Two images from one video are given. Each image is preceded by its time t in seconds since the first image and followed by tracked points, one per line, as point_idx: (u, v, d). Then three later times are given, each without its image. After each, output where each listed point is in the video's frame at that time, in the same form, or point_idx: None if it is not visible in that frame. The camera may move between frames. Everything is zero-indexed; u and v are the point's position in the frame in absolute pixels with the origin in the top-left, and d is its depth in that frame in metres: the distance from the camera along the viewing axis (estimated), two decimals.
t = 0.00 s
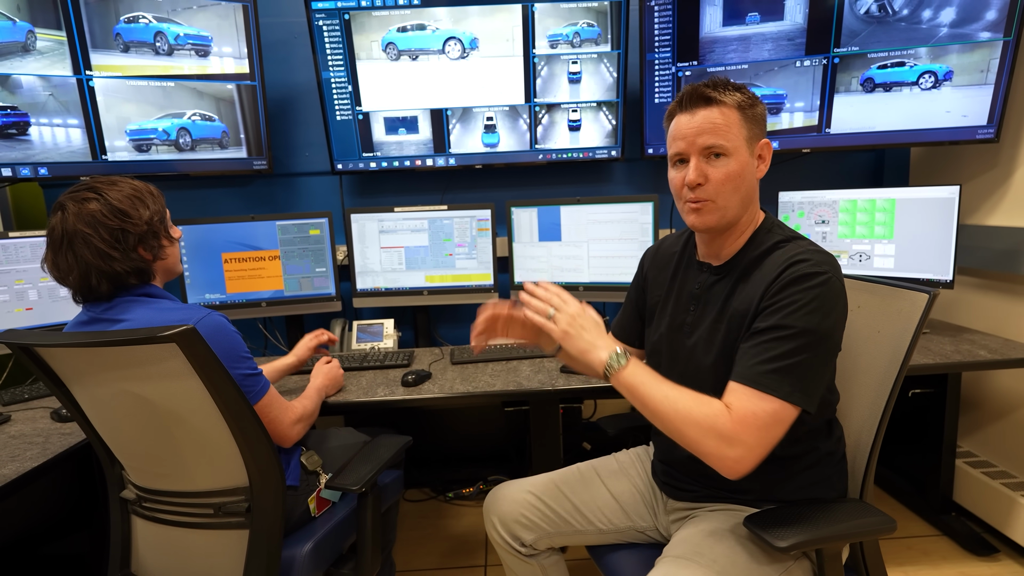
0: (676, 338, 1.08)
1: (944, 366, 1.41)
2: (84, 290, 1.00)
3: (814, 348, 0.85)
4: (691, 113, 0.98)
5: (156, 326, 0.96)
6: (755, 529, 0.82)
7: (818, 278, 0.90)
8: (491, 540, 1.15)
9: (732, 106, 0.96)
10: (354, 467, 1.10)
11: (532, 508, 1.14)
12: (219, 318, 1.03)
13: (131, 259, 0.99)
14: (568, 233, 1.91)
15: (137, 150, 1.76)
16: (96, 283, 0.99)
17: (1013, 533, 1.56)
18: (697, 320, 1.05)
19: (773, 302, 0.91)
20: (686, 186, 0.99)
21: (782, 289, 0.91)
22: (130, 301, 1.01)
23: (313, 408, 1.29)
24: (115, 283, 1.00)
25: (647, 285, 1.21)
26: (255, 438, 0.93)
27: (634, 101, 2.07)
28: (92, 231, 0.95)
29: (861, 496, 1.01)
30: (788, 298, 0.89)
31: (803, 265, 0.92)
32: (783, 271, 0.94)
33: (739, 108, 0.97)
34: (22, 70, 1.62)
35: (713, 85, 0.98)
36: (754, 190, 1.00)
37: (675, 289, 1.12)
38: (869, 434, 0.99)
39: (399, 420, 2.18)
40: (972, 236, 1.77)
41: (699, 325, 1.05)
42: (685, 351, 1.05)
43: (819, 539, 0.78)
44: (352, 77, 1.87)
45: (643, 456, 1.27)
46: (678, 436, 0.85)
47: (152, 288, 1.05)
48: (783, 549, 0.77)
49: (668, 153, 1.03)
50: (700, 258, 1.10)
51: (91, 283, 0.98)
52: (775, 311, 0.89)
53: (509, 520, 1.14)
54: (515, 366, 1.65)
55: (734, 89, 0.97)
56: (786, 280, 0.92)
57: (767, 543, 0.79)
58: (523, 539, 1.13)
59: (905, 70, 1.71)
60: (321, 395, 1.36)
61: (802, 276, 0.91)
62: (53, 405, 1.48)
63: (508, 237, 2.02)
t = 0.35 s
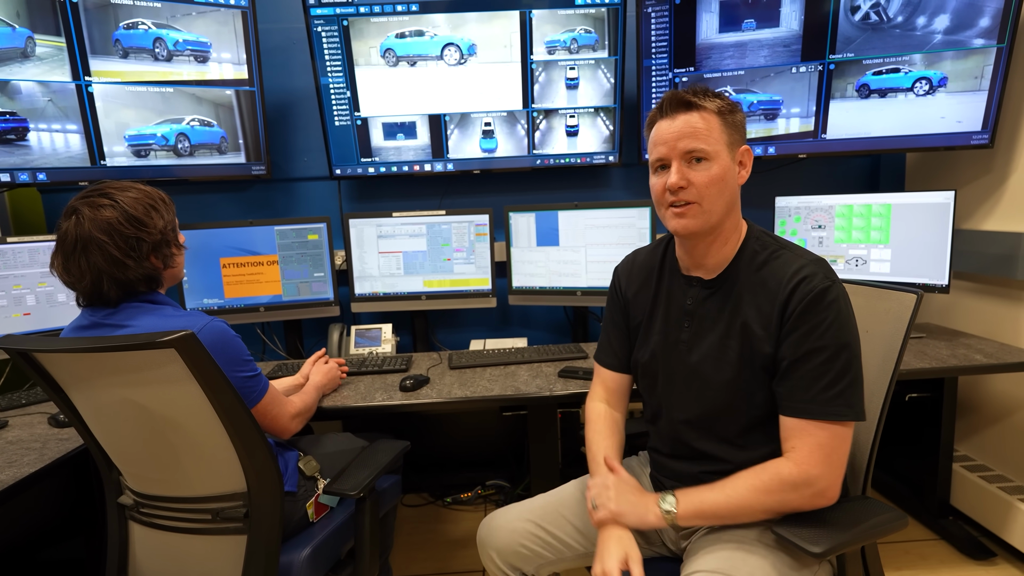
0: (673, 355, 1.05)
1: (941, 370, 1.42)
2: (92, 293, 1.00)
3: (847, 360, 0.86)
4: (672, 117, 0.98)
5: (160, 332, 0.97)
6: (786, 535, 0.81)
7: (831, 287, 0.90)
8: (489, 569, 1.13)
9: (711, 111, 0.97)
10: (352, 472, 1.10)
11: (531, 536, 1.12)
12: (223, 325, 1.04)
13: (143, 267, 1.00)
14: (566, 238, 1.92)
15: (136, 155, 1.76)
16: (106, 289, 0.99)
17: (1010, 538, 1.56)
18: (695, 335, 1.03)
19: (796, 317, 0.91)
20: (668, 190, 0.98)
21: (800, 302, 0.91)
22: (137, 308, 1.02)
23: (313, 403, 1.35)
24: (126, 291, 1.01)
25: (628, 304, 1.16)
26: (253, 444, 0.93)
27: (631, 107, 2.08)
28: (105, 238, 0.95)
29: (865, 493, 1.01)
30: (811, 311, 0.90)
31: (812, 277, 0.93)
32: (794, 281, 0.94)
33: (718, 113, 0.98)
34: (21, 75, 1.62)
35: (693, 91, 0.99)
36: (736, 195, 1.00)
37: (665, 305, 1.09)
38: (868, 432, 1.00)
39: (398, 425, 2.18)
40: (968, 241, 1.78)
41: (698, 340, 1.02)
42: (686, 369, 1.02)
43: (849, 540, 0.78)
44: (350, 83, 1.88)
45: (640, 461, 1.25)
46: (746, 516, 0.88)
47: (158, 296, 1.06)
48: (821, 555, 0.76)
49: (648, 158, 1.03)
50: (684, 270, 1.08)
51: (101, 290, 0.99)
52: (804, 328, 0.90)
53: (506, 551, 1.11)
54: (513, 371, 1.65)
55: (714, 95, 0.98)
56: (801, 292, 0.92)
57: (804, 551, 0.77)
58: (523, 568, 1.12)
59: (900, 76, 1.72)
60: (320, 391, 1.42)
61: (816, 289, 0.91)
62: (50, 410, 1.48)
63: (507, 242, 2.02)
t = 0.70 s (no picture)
0: (679, 362, 1.04)
1: (941, 370, 1.42)
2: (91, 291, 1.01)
3: (862, 350, 0.88)
4: (650, 124, 0.99)
5: (152, 333, 0.97)
6: (829, 532, 0.82)
7: (836, 280, 0.93)
8: None
9: (691, 114, 0.98)
10: (354, 472, 1.10)
11: None
12: (212, 325, 1.04)
13: (147, 266, 1.01)
14: (567, 238, 1.92)
15: (137, 156, 1.76)
16: (106, 286, 0.99)
17: (1011, 536, 1.56)
18: (700, 339, 1.02)
19: (808, 312, 0.92)
20: (653, 196, 0.98)
21: (810, 297, 0.93)
22: (134, 310, 1.02)
23: (314, 401, 1.37)
24: (126, 290, 1.02)
25: (620, 314, 1.14)
26: (254, 445, 0.93)
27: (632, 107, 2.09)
28: (111, 235, 0.97)
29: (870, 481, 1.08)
30: (822, 305, 0.91)
31: (817, 271, 0.95)
32: (800, 278, 0.96)
33: (698, 115, 0.99)
34: (22, 77, 1.62)
35: (670, 96, 1.00)
36: (722, 194, 1.00)
37: (664, 312, 1.08)
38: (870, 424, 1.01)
39: (399, 425, 2.18)
40: (968, 241, 1.78)
41: (704, 344, 1.02)
42: (695, 374, 1.02)
43: (889, 534, 0.79)
44: (352, 84, 1.88)
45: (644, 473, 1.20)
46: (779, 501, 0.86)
47: (155, 300, 1.07)
48: (868, 550, 0.77)
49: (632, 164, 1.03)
50: (678, 275, 1.08)
51: (101, 288, 0.99)
52: (818, 322, 0.91)
53: None
54: (514, 371, 1.65)
55: (690, 97, 0.99)
56: (809, 288, 0.94)
57: (852, 548, 0.78)
58: None
59: (900, 76, 1.73)
60: (322, 391, 1.43)
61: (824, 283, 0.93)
62: (52, 410, 1.48)
63: (508, 242, 2.03)
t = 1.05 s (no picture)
0: (681, 356, 1.04)
1: (938, 368, 1.43)
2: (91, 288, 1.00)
3: (854, 330, 0.94)
4: (652, 118, 1.00)
5: (151, 335, 0.97)
6: (844, 527, 0.82)
7: (828, 267, 0.98)
8: None
9: (692, 111, 1.00)
10: (354, 474, 1.10)
11: None
12: (211, 327, 1.04)
13: (154, 265, 1.03)
14: (565, 238, 1.92)
15: (135, 158, 1.76)
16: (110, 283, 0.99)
17: (1009, 533, 1.57)
18: (702, 331, 1.03)
19: (806, 298, 0.97)
20: (657, 189, 0.98)
21: (805, 284, 0.99)
22: (132, 312, 1.02)
23: (315, 402, 1.37)
24: (129, 290, 1.02)
25: (615, 311, 1.13)
26: (254, 447, 0.93)
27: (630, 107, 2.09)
28: (123, 230, 0.99)
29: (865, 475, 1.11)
30: (819, 291, 0.97)
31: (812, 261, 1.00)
32: (796, 266, 1.00)
33: (698, 113, 1.01)
34: (19, 78, 1.61)
35: (671, 94, 1.01)
36: (720, 190, 1.02)
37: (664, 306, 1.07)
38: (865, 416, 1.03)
39: (397, 426, 2.18)
40: (964, 240, 1.79)
41: (705, 336, 1.03)
42: (698, 366, 1.02)
43: (901, 526, 0.80)
44: (350, 85, 1.88)
45: (642, 481, 1.16)
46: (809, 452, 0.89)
47: (153, 303, 1.08)
48: (888, 543, 0.77)
49: (633, 159, 1.03)
50: (676, 271, 1.08)
51: (105, 284, 0.99)
52: (816, 306, 0.96)
53: None
54: (513, 371, 1.65)
55: (689, 96, 1.02)
56: (805, 275, 0.99)
57: (871, 542, 0.78)
58: None
59: (896, 76, 1.74)
60: (322, 392, 1.43)
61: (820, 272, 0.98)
62: (50, 413, 1.47)
63: (506, 243, 2.03)
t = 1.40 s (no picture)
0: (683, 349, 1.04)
1: (941, 369, 1.42)
2: (95, 290, 1.00)
3: (853, 318, 0.96)
4: (671, 116, 0.99)
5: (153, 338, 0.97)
6: (851, 527, 0.82)
7: (825, 257, 1.00)
8: None
9: (706, 111, 1.00)
10: (355, 475, 1.10)
11: None
12: (212, 329, 1.04)
13: (160, 267, 1.04)
14: (566, 240, 1.92)
15: (136, 161, 1.76)
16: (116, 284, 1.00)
17: (1012, 535, 1.57)
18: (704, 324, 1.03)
19: (806, 287, 0.98)
20: (673, 186, 0.98)
21: (805, 274, 1.00)
22: (135, 314, 1.02)
23: (315, 404, 1.37)
24: (134, 291, 1.02)
25: (616, 310, 1.13)
26: (256, 449, 0.93)
27: (631, 108, 2.09)
28: (133, 233, 1.00)
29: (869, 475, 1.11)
30: (818, 280, 0.98)
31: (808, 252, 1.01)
32: (795, 257, 1.02)
33: (712, 113, 1.01)
34: (21, 82, 1.62)
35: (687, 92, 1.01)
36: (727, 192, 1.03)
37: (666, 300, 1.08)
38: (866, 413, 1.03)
39: (399, 428, 2.18)
40: (966, 240, 1.79)
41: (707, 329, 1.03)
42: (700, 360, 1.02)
43: (908, 526, 0.80)
44: (350, 87, 1.88)
45: (646, 481, 1.15)
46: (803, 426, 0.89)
47: (155, 305, 1.08)
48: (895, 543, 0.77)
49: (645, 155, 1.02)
50: (678, 267, 1.08)
51: (111, 284, 0.99)
52: (817, 295, 0.97)
53: None
54: (515, 373, 1.65)
55: (705, 96, 1.02)
56: (804, 265, 1.00)
57: (878, 542, 0.78)
58: None
59: (897, 77, 1.73)
60: (323, 394, 1.43)
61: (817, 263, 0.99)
62: (52, 416, 1.48)
63: (507, 245, 2.03)
